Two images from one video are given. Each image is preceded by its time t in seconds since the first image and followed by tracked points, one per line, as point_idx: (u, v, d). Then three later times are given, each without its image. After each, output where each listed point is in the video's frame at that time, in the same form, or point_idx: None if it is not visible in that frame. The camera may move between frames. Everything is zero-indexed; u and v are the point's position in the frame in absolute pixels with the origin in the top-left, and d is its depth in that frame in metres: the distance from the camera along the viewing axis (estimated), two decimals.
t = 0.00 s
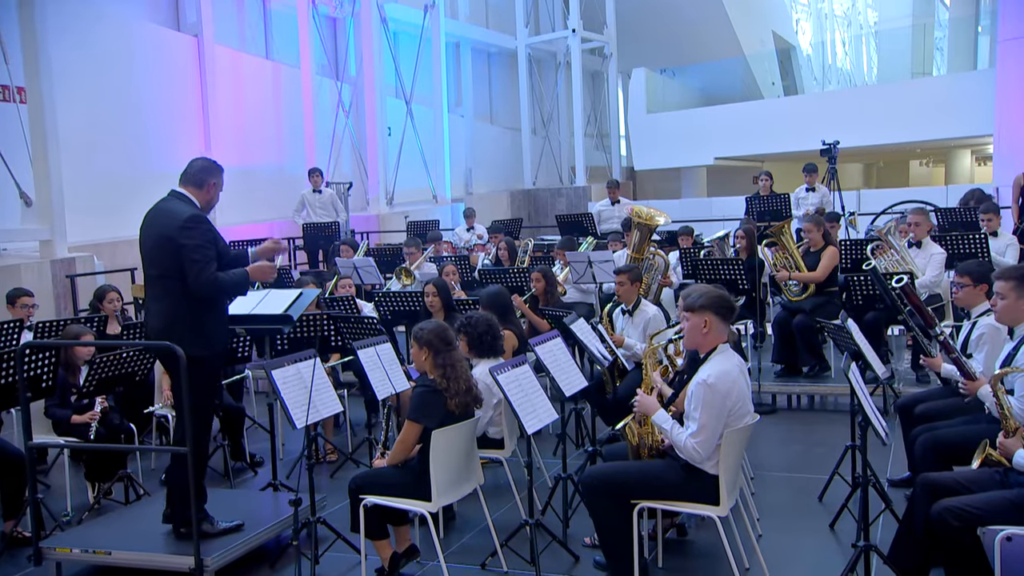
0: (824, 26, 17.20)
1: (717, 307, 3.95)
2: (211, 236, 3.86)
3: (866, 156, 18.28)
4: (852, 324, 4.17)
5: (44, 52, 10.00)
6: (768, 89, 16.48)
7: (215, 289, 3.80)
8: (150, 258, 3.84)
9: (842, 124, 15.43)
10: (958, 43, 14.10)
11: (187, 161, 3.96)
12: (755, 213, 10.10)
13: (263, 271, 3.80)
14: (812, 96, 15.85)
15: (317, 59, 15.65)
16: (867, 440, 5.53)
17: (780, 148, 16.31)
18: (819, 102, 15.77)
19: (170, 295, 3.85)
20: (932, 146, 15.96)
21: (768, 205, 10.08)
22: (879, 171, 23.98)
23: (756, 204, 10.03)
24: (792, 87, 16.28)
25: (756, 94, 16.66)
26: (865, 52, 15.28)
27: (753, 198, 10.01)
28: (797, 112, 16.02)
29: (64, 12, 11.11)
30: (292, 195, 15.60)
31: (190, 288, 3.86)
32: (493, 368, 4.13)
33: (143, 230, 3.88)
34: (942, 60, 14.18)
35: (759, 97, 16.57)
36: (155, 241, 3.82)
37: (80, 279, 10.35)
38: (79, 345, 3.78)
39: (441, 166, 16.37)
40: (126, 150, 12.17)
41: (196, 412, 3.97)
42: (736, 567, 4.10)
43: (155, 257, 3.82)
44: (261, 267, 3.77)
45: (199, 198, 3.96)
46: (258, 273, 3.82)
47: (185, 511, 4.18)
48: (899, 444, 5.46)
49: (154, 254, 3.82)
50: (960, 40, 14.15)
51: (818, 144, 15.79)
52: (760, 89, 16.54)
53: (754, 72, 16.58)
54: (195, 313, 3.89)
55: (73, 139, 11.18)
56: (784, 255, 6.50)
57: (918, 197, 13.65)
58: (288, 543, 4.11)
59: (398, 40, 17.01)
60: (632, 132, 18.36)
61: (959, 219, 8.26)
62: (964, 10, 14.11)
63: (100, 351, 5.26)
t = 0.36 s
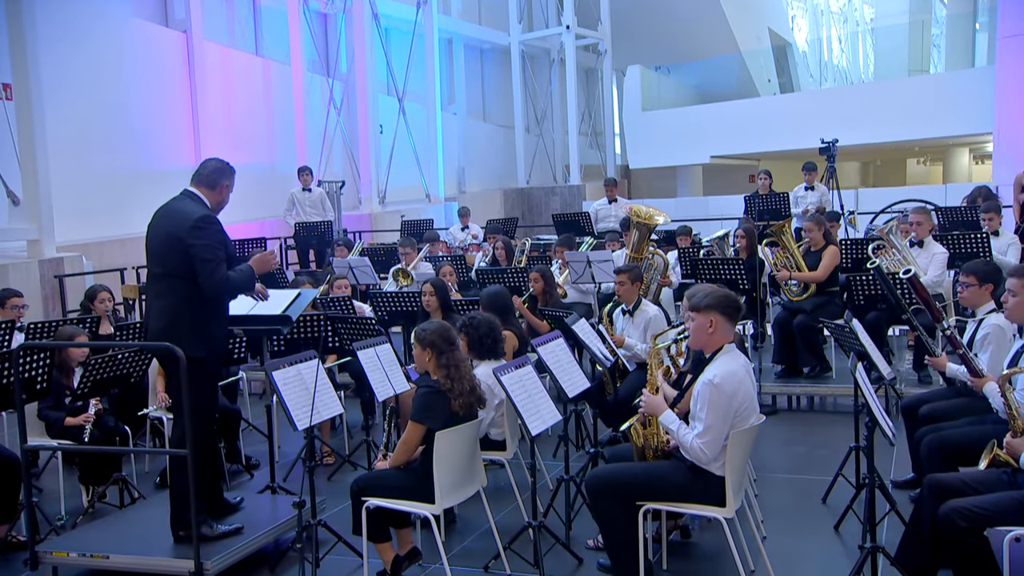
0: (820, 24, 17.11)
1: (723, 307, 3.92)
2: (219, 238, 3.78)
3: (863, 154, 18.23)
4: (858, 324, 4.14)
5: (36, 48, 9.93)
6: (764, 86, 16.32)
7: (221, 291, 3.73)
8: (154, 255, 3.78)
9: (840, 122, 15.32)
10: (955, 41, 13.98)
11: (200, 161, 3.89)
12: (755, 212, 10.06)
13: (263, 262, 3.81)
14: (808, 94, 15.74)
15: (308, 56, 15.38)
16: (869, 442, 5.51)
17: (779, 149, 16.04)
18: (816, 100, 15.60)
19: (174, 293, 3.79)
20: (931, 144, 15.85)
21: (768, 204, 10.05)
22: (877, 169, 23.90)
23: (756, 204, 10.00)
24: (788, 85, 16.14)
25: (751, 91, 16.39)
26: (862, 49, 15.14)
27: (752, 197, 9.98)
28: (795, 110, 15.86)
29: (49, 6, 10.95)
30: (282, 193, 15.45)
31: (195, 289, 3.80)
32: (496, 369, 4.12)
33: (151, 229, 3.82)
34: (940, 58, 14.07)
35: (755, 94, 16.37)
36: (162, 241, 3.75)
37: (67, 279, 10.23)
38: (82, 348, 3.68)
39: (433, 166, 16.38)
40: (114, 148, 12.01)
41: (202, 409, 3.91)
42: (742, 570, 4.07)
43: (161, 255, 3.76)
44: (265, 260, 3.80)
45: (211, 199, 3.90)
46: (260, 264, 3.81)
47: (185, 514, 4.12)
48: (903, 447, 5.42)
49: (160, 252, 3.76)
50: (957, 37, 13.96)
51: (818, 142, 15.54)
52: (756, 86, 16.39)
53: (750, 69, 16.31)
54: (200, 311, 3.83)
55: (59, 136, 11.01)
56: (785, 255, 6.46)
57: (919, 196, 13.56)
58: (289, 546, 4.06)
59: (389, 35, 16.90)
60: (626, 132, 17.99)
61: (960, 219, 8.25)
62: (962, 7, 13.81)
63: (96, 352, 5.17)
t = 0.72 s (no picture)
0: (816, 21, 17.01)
1: (731, 306, 3.90)
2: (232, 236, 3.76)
3: (861, 152, 18.19)
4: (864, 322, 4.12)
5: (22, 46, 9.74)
6: (761, 83, 16.19)
7: (229, 287, 3.70)
8: (165, 251, 3.78)
9: (839, 120, 15.22)
10: (954, 38, 13.87)
11: (213, 162, 3.86)
12: (755, 211, 10.03)
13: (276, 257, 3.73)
14: (805, 91, 15.63)
15: (297, 52, 15.04)
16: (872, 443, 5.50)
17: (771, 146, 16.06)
18: (814, 99, 15.52)
19: (182, 290, 3.77)
20: (929, 142, 15.77)
21: (768, 203, 10.02)
22: (874, 167, 23.83)
23: (756, 202, 9.97)
24: (784, 82, 15.97)
25: (749, 89, 16.28)
26: (859, 46, 14.99)
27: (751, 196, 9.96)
28: (793, 107, 15.73)
29: None
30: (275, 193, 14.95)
31: (206, 285, 3.77)
32: (501, 369, 4.07)
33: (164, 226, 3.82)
34: (939, 53, 14.00)
35: (752, 91, 16.22)
36: (176, 235, 3.74)
37: (57, 279, 10.10)
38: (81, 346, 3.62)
39: (428, 164, 16.59)
40: (103, 148, 11.80)
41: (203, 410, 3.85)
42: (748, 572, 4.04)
43: (172, 249, 3.75)
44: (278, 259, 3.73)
45: (223, 199, 3.88)
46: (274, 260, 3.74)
47: (187, 517, 4.06)
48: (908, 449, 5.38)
49: (172, 247, 3.76)
50: (956, 35, 13.81)
51: (816, 141, 15.48)
52: (752, 83, 16.25)
53: (746, 66, 16.24)
54: (206, 309, 3.79)
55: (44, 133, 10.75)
56: (786, 254, 6.45)
57: (919, 195, 13.55)
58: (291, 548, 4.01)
59: (382, 32, 16.83)
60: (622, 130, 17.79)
61: (963, 218, 8.24)
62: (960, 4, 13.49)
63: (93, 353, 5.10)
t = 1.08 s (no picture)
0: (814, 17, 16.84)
1: (738, 305, 3.87)
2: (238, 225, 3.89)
3: (859, 151, 18.14)
4: (871, 323, 4.09)
5: (9, 41, 9.60)
6: (758, 80, 15.86)
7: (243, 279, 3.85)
8: (172, 248, 3.90)
9: (839, 117, 14.97)
10: (952, 34, 13.71)
11: (214, 162, 4.03)
12: (754, 211, 10.02)
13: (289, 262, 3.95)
14: (803, 88, 15.39)
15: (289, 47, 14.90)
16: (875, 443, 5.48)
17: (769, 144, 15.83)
18: (812, 96, 15.31)
19: (192, 285, 3.89)
20: (929, 140, 15.61)
21: (768, 202, 9.99)
22: (873, 166, 23.73)
23: (755, 202, 9.95)
24: (782, 80, 15.67)
25: (745, 86, 15.97)
26: (856, 42, 14.71)
27: (750, 195, 9.94)
28: (792, 103, 15.49)
29: None
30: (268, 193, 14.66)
31: (216, 279, 3.90)
32: (507, 369, 4.03)
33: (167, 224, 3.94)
34: (937, 51, 13.82)
35: (749, 88, 15.91)
36: (184, 231, 3.87)
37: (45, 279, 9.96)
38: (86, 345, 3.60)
39: (421, 162, 16.34)
40: (92, 146, 11.62)
41: (209, 401, 3.96)
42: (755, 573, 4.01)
43: (180, 246, 3.88)
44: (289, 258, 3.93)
45: (227, 197, 4.04)
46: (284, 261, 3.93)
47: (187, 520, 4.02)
48: (913, 450, 5.35)
49: (179, 244, 3.88)
50: (954, 33, 13.68)
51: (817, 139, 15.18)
52: (750, 81, 15.96)
53: (743, 63, 15.91)
54: (216, 302, 3.92)
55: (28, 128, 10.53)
56: (788, 253, 6.43)
57: (921, 192, 13.52)
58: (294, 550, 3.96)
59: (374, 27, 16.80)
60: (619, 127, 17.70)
61: (965, 217, 8.21)
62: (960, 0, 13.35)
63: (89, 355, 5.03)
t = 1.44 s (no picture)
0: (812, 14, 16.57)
1: (745, 304, 3.85)
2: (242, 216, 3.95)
3: (857, 148, 18.09)
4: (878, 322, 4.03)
5: None
6: (755, 77, 15.47)
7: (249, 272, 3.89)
8: (177, 244, 3.93)
9: (838, 113, 14.58)
10: (952, 30, 13.37)
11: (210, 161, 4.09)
12: (754, 208, 10.01)
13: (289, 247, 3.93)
14: (800, 86, 14.99)
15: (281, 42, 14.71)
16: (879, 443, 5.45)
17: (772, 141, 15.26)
18: (811, 93, 14.96)
19: (199, 281, 3.91)
20: (930, 137, 15.35)
21: (767, 200, 9.97)
22: (872, 164, 23.62)
23: (755, 200, 9.94)
24: (779, 76, 15.28)
25: (743, 83, 15.61)
26: (853, 38, 14.25)
27: (750, 193, 9.93)
28: (791, 102, 15.10)
29: None
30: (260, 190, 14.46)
31: (220, 273, 3.92)
32: (512, 369, 3.99)
33: (168, 219, 3.98)
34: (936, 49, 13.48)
35: (746, 86, 15.56)
36: (186, 224, 3.91)
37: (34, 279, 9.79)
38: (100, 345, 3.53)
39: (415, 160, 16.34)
40: (81, 141, 11.28)
41: (216, 400, 3.93)
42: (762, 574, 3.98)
43: (187, 241, 3.91)
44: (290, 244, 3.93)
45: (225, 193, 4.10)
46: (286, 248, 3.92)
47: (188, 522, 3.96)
48: (917, 450, 5.33)
49: (183, 239, 3.91)
50: (954, 30, 13.35)
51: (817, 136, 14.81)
52: (745, 77, 15.51)
53: (740, 60, 15.56)
54: (224, 298, 3.94)
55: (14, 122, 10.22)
56: (790, 251, 6.38)
57: (921, 190, 13.39)
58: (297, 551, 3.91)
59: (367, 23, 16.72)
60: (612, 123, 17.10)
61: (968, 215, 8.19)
62: None
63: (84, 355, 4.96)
